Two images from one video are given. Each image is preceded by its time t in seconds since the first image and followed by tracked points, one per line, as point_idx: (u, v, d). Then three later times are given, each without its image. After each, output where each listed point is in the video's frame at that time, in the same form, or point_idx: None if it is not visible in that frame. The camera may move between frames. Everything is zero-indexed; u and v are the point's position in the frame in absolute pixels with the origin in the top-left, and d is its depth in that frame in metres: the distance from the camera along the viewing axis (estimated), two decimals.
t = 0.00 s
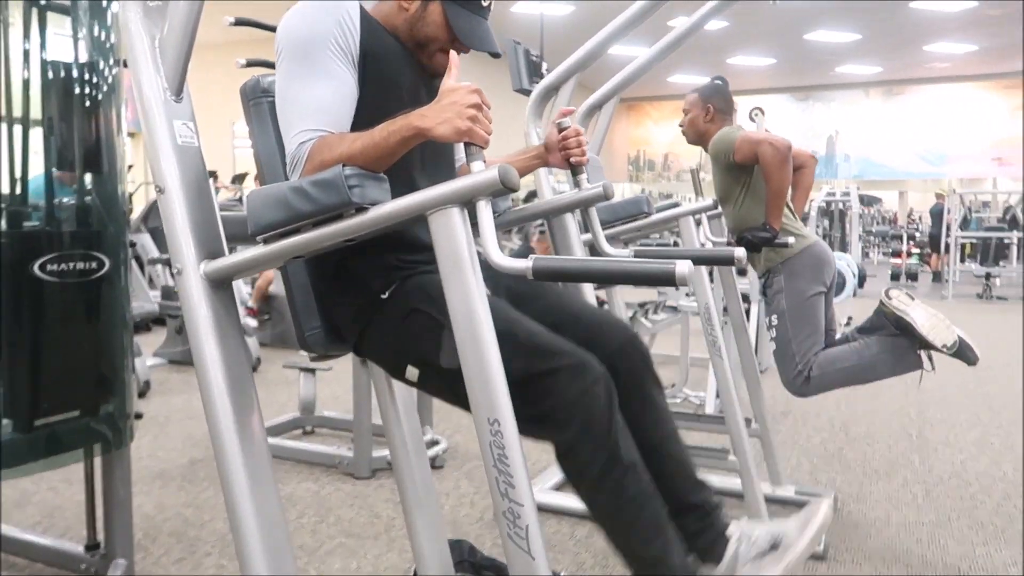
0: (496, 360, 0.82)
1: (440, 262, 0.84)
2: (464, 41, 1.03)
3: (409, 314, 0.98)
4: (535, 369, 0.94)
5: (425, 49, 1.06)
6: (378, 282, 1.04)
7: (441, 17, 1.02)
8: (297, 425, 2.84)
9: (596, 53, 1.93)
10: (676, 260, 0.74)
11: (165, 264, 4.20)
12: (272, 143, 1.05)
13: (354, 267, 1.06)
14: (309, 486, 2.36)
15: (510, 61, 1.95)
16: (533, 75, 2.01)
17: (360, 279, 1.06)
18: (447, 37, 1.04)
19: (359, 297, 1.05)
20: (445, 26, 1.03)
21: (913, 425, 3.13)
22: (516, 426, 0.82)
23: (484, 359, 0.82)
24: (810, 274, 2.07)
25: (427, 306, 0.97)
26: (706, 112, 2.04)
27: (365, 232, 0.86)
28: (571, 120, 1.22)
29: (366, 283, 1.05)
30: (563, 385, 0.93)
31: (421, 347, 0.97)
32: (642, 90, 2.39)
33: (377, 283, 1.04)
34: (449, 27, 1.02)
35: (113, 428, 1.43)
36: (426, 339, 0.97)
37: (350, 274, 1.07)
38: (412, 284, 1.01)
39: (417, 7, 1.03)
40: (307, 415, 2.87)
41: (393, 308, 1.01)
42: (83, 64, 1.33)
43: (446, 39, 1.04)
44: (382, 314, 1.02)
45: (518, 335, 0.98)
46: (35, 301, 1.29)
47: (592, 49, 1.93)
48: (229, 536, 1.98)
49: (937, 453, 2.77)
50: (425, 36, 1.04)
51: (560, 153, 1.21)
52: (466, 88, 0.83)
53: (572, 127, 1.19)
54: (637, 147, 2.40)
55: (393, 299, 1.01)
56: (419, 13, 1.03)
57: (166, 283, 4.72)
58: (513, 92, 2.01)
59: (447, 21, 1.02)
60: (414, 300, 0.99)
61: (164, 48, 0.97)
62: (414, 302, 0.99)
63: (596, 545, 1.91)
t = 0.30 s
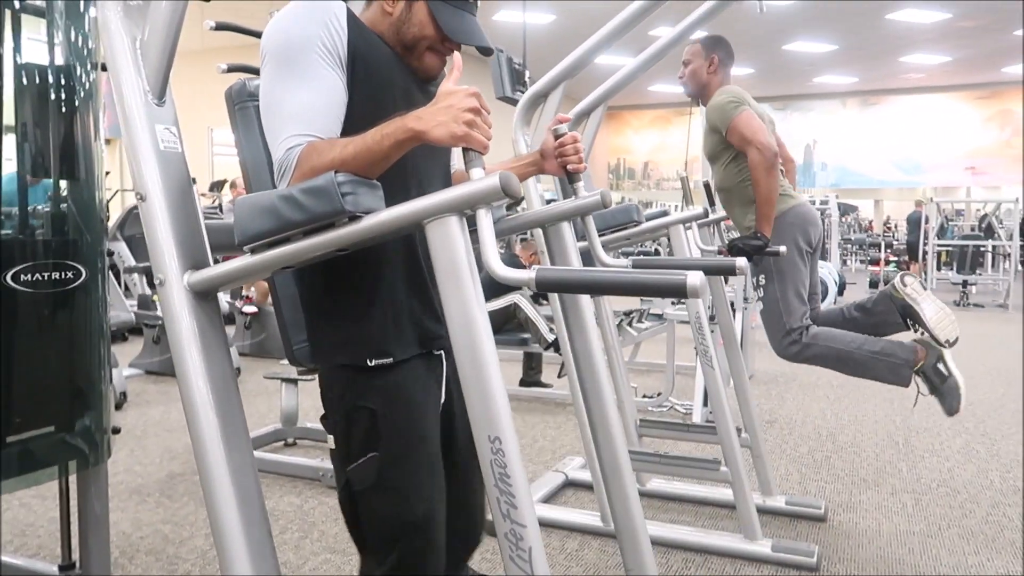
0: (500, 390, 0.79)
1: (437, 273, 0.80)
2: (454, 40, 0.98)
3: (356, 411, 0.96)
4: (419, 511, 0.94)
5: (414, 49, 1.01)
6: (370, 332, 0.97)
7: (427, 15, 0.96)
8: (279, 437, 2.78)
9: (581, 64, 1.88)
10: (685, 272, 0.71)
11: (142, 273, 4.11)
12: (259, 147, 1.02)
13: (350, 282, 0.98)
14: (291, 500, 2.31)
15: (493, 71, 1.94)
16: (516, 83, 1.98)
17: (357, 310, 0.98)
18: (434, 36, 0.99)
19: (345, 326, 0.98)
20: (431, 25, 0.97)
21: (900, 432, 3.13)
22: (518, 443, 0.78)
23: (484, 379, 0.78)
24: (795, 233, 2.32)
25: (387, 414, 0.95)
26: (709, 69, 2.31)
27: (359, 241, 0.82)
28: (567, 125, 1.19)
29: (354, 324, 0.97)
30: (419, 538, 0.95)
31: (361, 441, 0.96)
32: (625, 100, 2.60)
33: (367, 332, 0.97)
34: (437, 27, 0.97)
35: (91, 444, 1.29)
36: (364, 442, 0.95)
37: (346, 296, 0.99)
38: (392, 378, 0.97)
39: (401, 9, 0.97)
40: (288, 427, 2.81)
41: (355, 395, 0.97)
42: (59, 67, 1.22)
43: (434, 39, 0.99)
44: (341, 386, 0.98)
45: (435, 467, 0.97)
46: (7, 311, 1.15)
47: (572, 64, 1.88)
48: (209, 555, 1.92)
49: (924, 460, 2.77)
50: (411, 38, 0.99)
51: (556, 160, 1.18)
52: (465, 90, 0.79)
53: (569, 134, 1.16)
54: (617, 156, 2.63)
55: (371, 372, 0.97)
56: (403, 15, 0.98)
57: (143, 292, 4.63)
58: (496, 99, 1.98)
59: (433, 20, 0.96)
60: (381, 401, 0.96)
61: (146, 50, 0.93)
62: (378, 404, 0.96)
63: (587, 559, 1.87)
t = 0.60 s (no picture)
0: (516, 391, 0.79)
1: (452, 270, 0.80)
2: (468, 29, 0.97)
3: (334, 412, 0.96)
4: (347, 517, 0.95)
5: (427, 42, 1.01)
6: (376, 334, 0.96)
7: (437, 5, 0.95)
8: (268, 436, 2.76)
9: (575, 63, 1.89)
10: (705, 269, 0.71)
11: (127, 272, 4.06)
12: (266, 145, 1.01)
13: (363, 280, 0.97)
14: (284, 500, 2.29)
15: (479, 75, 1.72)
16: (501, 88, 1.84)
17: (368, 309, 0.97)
18: (446, 26, 0.97)
19: (356, 318, 0.97)
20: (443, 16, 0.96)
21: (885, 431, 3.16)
22: (533, 440, 0.79)
23: (499, 376, 0.79)
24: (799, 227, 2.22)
25: (365, 423, 0.95)
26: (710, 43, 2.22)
27: (373, 237, 0.82)
28: (575, 123, 1.19)
29: (359, 326, 0.96)
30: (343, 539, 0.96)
31: (336, 439, 0.95)
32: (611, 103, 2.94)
33: (372, 334, 0.96)
34: (449, 16, 0.95)
35: (84, 444, 1.25)
36: (339, 441, 0.95)
37: (358, 296, 0.97)
38: (384, 389, 0.96)
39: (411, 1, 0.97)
40: (278, 426, 2.79)
41: (342, 398, 0.95)
42: (55, 64, 1.20)
43: (447, 30, 0.98)
44: (327, 385, 0.98)
45: (380, 481, 0.97)
46: None
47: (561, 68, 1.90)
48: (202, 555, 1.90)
49: (910, 459, 2.80)
50: (424, 31, 0.99)
51: (563, 159, 1.18)
52: (480, 87, 0.80)
53: (576, 132, 1.16)
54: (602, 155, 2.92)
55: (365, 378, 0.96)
56: (413, 7, 0.97)
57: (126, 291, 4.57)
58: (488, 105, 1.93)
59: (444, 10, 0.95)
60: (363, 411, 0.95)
61: (154, 44, 0.91)
62: (360, 413, 0.94)
63: (581, 557, 1.88)
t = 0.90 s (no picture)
0: (495, 385, 0.82)
1: (434, 271, 0.84)
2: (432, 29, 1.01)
3: (354, 398, 0.96)
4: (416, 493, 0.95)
5: (392, 41, 1.05)
6: (349, 329, 0.96)
7: (404, 5, 1.00)
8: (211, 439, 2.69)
9: (532, 64, 1.89)
10: (678, 271, 0.77)
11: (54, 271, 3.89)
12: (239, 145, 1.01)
13: (338, 282, 0.99)
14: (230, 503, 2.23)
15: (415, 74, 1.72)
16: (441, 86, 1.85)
17: (337, 304, 0.98)
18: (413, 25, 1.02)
19: (326, 326, 0.98)
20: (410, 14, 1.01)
21: (813, 425, 3.29)
22: (511, 435, 0.82)
23: (480, 373, 0.82)
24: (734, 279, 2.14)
25: (377, 401, 0.95)
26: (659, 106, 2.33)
27: (356, 239, 0.84)
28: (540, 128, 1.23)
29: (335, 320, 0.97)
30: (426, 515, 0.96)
31: (354, 430, 0.95)
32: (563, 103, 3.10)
33: (345, 329, 0.97)
34: (415, 14, 1.00)
35: (31, 449, 1.19)
36: (362, 430, 0.95)
37: (327, 293, 0.99)
38: (378, 365, 0.97)
39: None
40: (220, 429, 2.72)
41: (341, 388, 0.97)
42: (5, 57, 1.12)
43: (414, 29, 1.02)
44: (332, 378, 0.98)
45: (429, 447, 0.98)
46: None
47: (516, 68, 1.89)
48: (147, 562, 1.83)
49: (837, 451, 2.93)
50: (390, 29, 1.03)
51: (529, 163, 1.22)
52: (464, 95, 0.84)
53: (542, 137, 1.20)
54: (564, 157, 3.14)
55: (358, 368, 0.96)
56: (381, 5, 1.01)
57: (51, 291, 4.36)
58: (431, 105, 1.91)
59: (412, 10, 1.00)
60: (376, 387, 0.96)
61: (127, 42, 0.92)
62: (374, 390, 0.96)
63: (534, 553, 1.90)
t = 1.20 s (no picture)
0: (452, 373, 0.85)
1: (393, 273, 0.86)
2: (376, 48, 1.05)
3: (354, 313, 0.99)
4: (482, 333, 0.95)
5: (337, 50, 1.08)
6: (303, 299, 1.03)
7: (352, 22, 1.03)
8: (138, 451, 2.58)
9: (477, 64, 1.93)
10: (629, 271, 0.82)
11: None
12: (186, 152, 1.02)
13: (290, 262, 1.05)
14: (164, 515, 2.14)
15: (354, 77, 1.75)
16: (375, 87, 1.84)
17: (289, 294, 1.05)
18: (359, 42, 1.05)
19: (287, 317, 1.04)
20: (356, 33, 1.04)
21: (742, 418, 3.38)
22: (471, 431, 0.85)
23: (440, 371, 0.84)
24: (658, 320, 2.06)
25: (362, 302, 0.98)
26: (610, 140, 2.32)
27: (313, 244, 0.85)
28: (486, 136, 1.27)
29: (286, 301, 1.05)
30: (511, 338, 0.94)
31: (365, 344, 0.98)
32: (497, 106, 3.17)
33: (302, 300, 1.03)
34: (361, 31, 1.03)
35: None
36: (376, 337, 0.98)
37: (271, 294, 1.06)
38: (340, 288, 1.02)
39: (329, 12, 1.03)
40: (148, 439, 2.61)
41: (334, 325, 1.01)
42: None
43: (359, 42, 1.05)
44: (321, 330, 1.03)
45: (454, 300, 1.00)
46: None
47: (450, 76, 1.93)
48: None
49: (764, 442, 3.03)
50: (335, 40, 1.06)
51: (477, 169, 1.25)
52: (421, 103, 0.90)
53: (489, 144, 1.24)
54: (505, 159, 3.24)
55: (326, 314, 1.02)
56: (331, 18, 1.03)
57: None
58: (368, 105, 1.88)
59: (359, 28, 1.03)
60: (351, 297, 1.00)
61: (71, 47, 0.92)
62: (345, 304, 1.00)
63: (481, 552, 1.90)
